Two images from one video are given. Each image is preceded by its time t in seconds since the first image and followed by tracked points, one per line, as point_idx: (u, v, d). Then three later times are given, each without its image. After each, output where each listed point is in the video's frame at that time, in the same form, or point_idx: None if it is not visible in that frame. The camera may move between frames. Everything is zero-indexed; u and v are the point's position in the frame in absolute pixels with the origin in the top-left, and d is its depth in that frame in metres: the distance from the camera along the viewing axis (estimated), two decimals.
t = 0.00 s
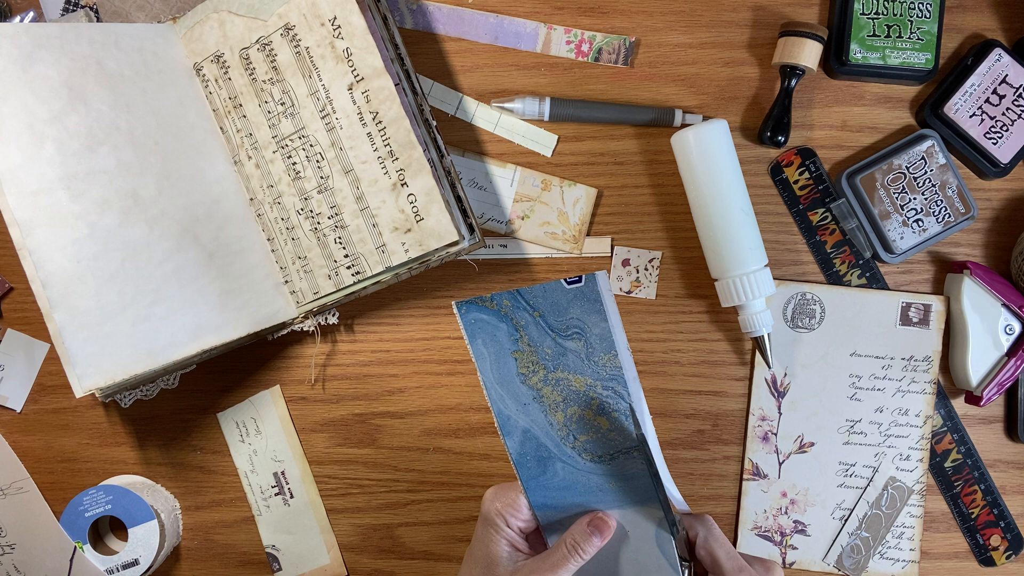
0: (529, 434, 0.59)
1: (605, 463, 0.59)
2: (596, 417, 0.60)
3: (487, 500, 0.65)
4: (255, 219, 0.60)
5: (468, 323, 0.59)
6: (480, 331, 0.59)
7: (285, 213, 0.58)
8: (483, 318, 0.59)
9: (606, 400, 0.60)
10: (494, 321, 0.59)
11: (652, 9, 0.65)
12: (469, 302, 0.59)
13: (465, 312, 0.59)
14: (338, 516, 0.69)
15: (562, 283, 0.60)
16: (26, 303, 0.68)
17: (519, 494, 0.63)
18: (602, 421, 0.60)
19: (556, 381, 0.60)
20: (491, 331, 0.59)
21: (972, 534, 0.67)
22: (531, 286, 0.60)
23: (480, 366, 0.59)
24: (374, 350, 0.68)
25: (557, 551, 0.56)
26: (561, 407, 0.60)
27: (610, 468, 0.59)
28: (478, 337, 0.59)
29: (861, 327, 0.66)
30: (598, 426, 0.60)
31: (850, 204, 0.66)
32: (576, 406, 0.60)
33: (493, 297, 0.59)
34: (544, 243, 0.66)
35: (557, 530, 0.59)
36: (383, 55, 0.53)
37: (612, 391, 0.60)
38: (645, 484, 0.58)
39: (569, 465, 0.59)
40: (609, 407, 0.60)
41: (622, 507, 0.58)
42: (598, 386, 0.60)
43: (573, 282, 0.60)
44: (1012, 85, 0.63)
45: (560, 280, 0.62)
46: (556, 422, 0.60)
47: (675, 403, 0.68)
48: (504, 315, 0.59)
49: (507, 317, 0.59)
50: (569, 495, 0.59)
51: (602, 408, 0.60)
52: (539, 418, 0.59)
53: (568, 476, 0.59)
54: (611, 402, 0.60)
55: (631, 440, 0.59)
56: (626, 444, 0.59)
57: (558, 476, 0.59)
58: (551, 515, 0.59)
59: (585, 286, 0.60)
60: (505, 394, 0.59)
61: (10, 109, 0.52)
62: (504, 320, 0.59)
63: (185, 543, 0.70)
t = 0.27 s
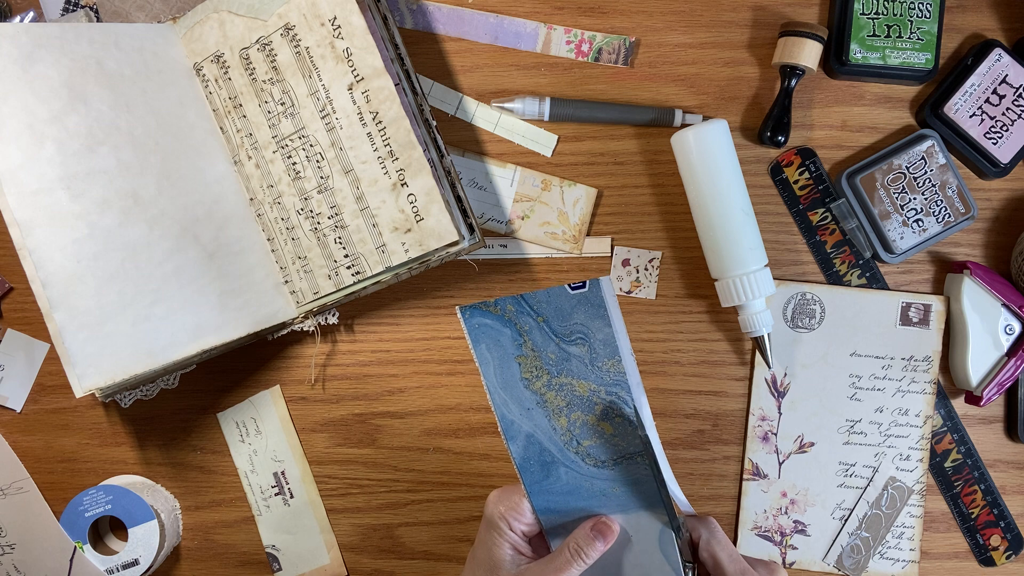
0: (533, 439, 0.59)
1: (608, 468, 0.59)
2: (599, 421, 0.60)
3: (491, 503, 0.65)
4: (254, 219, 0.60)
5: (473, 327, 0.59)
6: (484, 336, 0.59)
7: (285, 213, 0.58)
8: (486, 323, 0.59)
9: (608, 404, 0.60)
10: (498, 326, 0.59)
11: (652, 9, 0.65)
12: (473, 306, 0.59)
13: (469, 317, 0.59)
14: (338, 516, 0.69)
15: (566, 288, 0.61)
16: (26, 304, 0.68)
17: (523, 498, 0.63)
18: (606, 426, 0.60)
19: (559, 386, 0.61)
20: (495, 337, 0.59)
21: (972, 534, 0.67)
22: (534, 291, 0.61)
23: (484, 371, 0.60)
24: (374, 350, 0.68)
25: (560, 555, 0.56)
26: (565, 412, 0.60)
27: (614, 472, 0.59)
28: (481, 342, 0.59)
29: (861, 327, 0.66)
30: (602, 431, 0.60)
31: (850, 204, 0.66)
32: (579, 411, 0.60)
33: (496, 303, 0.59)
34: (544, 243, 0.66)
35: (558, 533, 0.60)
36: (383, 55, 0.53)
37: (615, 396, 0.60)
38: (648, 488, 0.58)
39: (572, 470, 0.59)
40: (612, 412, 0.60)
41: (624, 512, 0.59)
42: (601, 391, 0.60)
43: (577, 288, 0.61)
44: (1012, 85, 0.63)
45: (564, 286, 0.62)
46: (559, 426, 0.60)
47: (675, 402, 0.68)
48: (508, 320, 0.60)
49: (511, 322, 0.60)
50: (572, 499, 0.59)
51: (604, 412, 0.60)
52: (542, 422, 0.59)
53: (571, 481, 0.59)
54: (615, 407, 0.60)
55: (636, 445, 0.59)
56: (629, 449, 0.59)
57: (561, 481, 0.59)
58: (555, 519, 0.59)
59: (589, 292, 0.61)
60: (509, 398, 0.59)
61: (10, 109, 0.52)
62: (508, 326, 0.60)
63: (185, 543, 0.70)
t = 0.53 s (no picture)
0: (533, 452, 0.53)
1: (609, 485, 0.55)
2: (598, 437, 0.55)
3: (440, 448, 0.61)
4: (255, 219, 0.60)
5: (472, 343, 0.51)
6: (483, 352, 0.52)
7: (285, 213, 0.58)
8: (485, 339, 0.52)
9: (608, 421, 0.55)
10: (497, 342, 0.52)
11: (652, 9, 0.65)
12: (473, 321, 0.51)
13: (470, 332, 0.51)
14: (338, 516, 0.69)
15: (564, 305, 0.53)
16: (26, 304, 0.68)
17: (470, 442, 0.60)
18: (604, 442, 0.55)
19: (559, 402, 0.54)
20: (494, 352, 0.52)
21: (972, 534, 0.67)
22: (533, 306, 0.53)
23: (483, 388, 0.52)
24: (374, 350, 0.68)
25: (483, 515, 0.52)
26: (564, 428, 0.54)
27: (614, 488, 0.55)
28: (481, 358, 0.52)
29: (861, 327, 0.66)
30: (601, 447, 0.55)
31: (850, 204, 0.66)
32: (578, 427, 0.55)
33: (496, 317, 0.52)
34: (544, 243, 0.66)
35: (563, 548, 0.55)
36: (383, 55, 0.53)
37: (614, 413, 0.55)
38: (649, 504, 0.55)
39: (573, 485, 0.55)
40: (611, 429, 0.55)
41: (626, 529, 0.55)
42: (601, 409, 0.55)
43: (576, 306, 0.53)
44: (1012, 85, 0.63)
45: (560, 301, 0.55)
46: (558, 442, 0.54)
47: (675, 403, 0.67)
48: (507, 336, 0.52)
49: (510, 338, 0.52)
50: (571, 514, 0.55)
51: (604, 429, 0.55)
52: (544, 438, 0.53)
53: (571, 495, 0.54)
54: (613, 425, 0.55)
55: (636, 459, 0.55)
56: (628, 466, 0.55)
57: (561, 495, 0.54)
58: (553, 534, 0.55)
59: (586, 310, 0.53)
60: (509, 414, 0.52)
61: (10, 109, 0.52)
62: (507, 342, 0.52)
63: (185, 543, 0.70)
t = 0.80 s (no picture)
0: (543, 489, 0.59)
1: (623, 521, 0.58)
2: (610, 470, 0.57)
3: (452, 463, 0.63)
4: (254, 219, 0.59)
5: (473, 399, 0.56)
6: (487, 406, 0.56)
7: (285, 213, 0.58)
8: (488, 392, 0.55)
9: (619, 454, 0.57)
10: (500, 395, 0.56)
11: (652, 9, 0.65)
12: (472, 378, 0.55)
13: (468, 389, 0.55)
14: (338, 516, 0.69)
15: (568, 353, 0.54)
16: (26, 304, 0.68)
17: (487, 458, 0.62)
18: (617, 475, 0.57)
19: (568, 442, 0.57)
20: (497, 404, 0.56)
21: (972, 534, 0.67)
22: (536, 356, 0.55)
23: (489, 437, 0.57)
24: (374, 350, 0.68)
25: (536, 514, 0.56)
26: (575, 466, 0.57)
27: (628, 523, 0.58)
28: (485, 412, 0.56)
29: (861, 327, 0.66)
30: (613, 479, 0.58)
31: (850, 204, 0.66)
32: (589, 461, 0.57)
33: (497, 372, 0.55)
34: (544, 243, 0.66)
35: None
36: (383, 55, 0.53)
37: (625, 447, 0.57)
38: (661, 540, 0.58)
39: (587, 522, 0.59)
40: (623, 462, 0.57)
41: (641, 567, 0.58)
42: (612, 444, 0.57)
43: (580, 351, 0.54)
44: (1012, 85, 0.63)
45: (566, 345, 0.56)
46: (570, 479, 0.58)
47: (675, 403, 0.67)
48: (510, 388, 0.56)
49: (513, 389, 0.56)
50: (585, 553, 0.60)
51: (616, 462, 0.57)
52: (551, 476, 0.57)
53: (584, 533, 0.59)
54: (625, 457, 0.57)
55: (648, 493, 0.57)
56: (642, 496, 0.57)
57: (574, 534, 0.60)
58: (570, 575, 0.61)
59: (591, 354, 0.55)
60: (517, 457, 0.57)
61: (10, 109, 0.52)
62: (511, 393, 0.56)
63: (185, 543, 0.70)
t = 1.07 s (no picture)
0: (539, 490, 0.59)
1: (617, 524, 0.58)
2: (603, 473, 0.56)
3: (449, 469, 0.64)
4: (254, 219, 0.59)
5: (462, 408, 0.52)
6: (475, 414, 0.53)
7: (285, 213, 0.58)
8: (474, 403, 0.52)
9: (610, 459, 0.55)
10: (487, 405, 0.52)
11: (652, 9, 0.65)
12: (459, 390, 0.51)
13: (456, 400, 0.51)
14: (338, 516, 0.69)
15: (548, 365, 0.50)
16: (26, 303, 0.68)
17: (481, 463, 0.63)
18: (610, 478, 0.56)
19: (558, 448, 0.56)
20: (486, 414, 0.53)
21: (972, 534, 0.67)
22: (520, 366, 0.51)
23: (480, 445, 0.55)
24: (374, 350, 0.68)
25: (531, 517, 0.56)
26: (568, 469, 0.57)
27: (623, 526, 0.58)
28: (473, 421, 0.53)
29: (861, 327, 0.66)
30: (607, 481, 0.56)
31: (850, 204, 0.66)
32: (581, 464, 0.56)
33: (481, 382, 0.52)
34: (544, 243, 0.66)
35: None
36: (383, 55, 0.53)
37: (615, 454, 0.54)
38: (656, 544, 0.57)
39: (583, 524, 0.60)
40: (614, 467, 0.55)
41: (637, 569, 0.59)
42: (602, 450, 0.54)
43: (561, 363, 0.50)
44: (1012, 85, 0.63)
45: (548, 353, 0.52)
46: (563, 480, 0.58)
47: (675, 403, 0.67)
48: (496, 399, 0.52)
49: (500, 399, 0.52)
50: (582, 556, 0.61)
51: (608, 466, 0.55)
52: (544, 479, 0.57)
53: (580, 536, 0.61)
54: (616, 462, 0.55)
55: (641, 499, 0.55)
56: (635, 500, 0.56)
57: (571, 536, 0.61)
58: None
59: (573, 365, 0.51)
60: (509, 462, 0.57)
61: (10, 109, 0.52)
62: (497, 403, 0.53)
63: (185, 543, 0.70)
